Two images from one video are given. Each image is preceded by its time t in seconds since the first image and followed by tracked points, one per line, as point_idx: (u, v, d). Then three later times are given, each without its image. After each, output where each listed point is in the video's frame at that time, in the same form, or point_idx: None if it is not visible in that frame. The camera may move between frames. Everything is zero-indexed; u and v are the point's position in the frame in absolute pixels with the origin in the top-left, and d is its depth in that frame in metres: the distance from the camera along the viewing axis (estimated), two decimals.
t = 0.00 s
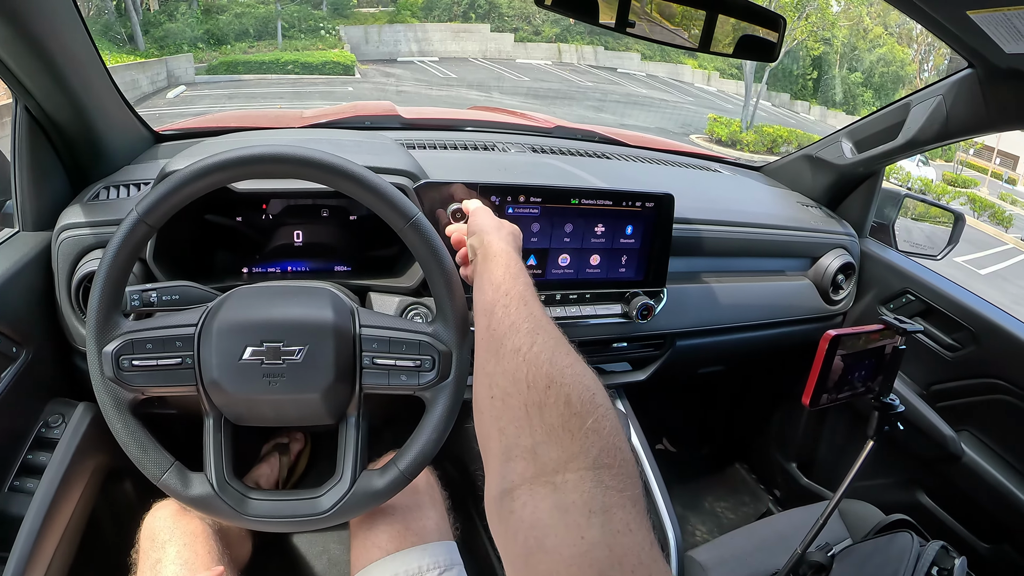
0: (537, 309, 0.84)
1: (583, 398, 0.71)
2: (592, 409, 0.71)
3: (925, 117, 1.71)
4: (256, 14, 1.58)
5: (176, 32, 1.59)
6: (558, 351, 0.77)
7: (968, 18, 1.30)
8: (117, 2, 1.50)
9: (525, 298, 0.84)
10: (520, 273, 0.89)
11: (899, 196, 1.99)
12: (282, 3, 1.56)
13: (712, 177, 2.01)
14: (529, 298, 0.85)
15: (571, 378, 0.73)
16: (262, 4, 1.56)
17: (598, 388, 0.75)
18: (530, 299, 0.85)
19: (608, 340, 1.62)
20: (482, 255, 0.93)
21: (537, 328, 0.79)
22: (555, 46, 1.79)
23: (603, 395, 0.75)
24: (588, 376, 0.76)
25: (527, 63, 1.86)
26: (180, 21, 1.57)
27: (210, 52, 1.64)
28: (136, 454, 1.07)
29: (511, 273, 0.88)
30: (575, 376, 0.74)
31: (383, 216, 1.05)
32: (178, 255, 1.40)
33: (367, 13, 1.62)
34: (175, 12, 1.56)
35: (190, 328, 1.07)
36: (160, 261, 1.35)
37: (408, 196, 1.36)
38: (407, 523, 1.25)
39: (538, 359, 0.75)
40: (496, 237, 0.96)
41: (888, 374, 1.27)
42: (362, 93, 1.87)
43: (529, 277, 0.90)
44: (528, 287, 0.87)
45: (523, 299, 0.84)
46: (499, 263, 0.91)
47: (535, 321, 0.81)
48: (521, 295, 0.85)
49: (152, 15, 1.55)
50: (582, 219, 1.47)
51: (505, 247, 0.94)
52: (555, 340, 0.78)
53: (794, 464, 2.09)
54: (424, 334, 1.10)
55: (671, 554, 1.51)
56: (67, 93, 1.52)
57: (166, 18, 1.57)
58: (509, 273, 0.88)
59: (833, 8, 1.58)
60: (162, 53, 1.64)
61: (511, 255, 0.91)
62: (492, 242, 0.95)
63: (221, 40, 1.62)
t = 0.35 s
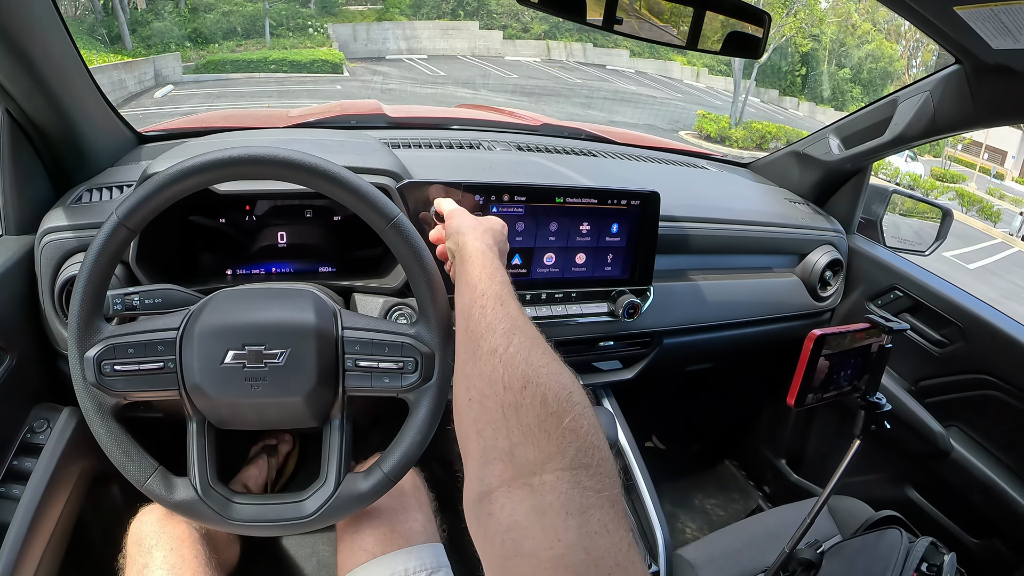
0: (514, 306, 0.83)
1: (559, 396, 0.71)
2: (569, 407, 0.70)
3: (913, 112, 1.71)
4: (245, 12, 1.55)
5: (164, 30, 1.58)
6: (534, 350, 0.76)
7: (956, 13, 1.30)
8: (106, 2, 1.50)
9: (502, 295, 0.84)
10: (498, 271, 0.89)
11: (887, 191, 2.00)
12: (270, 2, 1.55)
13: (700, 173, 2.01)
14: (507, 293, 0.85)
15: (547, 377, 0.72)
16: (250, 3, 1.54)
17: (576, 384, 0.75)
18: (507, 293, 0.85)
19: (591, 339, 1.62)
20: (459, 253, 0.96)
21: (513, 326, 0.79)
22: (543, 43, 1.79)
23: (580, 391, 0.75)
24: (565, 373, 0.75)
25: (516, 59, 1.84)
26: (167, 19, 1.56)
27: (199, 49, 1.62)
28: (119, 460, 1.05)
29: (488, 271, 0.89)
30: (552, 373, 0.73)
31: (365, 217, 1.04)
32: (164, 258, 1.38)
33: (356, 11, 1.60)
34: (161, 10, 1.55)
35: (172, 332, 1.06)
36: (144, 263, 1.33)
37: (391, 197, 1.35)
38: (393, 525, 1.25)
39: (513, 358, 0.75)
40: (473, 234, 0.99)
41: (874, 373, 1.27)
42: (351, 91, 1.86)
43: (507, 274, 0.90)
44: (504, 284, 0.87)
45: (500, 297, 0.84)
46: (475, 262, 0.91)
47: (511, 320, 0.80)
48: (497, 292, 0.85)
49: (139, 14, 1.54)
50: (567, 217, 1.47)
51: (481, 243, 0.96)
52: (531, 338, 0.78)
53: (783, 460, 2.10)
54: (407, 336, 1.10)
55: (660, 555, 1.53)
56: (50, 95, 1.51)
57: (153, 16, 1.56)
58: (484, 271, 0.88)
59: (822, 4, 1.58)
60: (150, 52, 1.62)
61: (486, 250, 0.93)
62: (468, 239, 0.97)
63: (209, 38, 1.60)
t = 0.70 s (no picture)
0: (492, 300, 0.84)
1: (534, 389, 0.70)
2: (544, 399, 0.70)
3: (911, 109, 1.71)
4: (245, 12, 1.54)
5: (165, 30, 1.57)
6: (510, 342, 0.76)
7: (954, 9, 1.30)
8: (106, 3, 1.49)
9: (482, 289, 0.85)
10: (477, 266, 0.90)
11: (887, 188, 1.99)
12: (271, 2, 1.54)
13: (699, 171, 2.01)
14: (485, 286, 0.86)
15: (522, 369, 0.72)
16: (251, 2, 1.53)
17: (554, 376, 0.74)
18: (487, 287, 0.86)
19: (589, 336, 1.62)
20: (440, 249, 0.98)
21: (490, 318, 0.79)
22: (544, 42, 1.79)
23: (558, 382, 0.74)
24: (543, 365, 0.75)
25: (516, 58, 1.83)
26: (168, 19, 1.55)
27: (200, 49, 1.62)
28: (117, 455, 1.06)
29: (468, 267, 0.90)
30: (527, 365, 0.73)
31: (360, 213, 1.04)
32: (163, 256, 1.39)
33: (356, 11, 1.60)
34: (162, 11, 1.54)
35: (170, 328, 1.07)
36: (142, 261, 1.33)
37: (389, 193, 1.36)
38: (391, 521, 1.25)
39: (489, 352, 0.75)
40: (454, 229, 1.00)
41: (870, 368, 1.28)
42: (352, 90, 1.87)
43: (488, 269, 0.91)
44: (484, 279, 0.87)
45: (479, 291, 0.85)
46: (457, 258, 0.93)
47: (489, 313, 0.80)
48: (476, 287, 0.86)
49: (139, 14, 1.53)
50: (565, 213, 1.47)
51: (459, 238, 0.97)
52: (509, 330, 0.78)
53: (783, 457, 2.10)
54: (403, 332, 1.10)
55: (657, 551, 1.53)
56: (50, 94, 1.52)
57: (154, 16, 1.55)
58: (463, 266, 0.90)
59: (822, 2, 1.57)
60: (150, 52, 1.62)
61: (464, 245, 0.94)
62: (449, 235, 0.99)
63: (209, 38, 1.60)
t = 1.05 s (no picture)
0: (503, 300, 0.85)
1: (549, 389, 0.70)
2: (560, 400, 0.69)
3: (917, 104, 1.70)
4: (249, 14, 1.55)
5: (169, 33, 1.56)
6: (524, 344, 0.76)
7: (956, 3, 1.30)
8: (110, 6, 1.49)
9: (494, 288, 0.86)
10: (487, 267, 0.91)
11: (893, 186, 1.98)
12: (275, 3, 1.54)
13: (704, 168, 2.00)
14: (496, 286, 0.87)
15: (538, 370, 0.72)
16: (255, 4, 1.54)
17: (568, 376, 0.74)
18: (499, 287, 0.87)
19: (596, 334, 1.61)
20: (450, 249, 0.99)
21: (502, 319, 0.80)
22: (548, 42, 1.78)
23: (572, 384, 0.74)
24: (557, 366, 0.75)
25: (520, 59, 1.83)
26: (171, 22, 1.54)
27: (201, 53, 1.62)
28: (122, 453, 1.06)
29: (477, 267, 0.91)
30: (542, 367, 0.73)
31: (367, 211, 1.04)
32: (168, 254, 1.39)
33: (360, 12, 1.60)
34: (166, 13, 1.53)
35: (175, 325, 1.07)
36: (148, 259, 1.33)
37: (395, 191, 1.36)
38: (398, 519, 1.25)
39: (503, 353, 0.75)
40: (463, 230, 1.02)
41: (879, 363, 1.26)
42: (356, 91, 1.84)
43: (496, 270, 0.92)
44: (494, 279, 0.89)
45: (490, 292, 0.85)
46: (466, 259, 0.94)
47: (501, 314, 0.81)
48: (486, 288, 0.87)
49: (144, 17, 1.53)
50: (571, 211, 1.46)
51: (470, 239, 0.99)
52: (522, 330, 0.78)
53: (790, 456, 2.08)
54: (409, 328, 1.10)
55: (665, 549, 1.51)
56: (55, 94, 1.52)
57: (158, 19, 1.54)
58: (472, 266, 0.91)
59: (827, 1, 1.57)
60: (155, 54, 1.62)
61: (473, 245, 0.96)
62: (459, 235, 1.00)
63: (213, 41, 1.59)
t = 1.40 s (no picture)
0: (517, 304, 0.86)
1: (568, 396, 0.73)
2: (579, 405, 0.73)
3: (929, 107, 1.68)
4: (257, 21, 1.55)
5: (177, 39, 1.57)
6: (541, 350, 0.78)
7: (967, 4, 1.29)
8: (119, 13, 1.51)
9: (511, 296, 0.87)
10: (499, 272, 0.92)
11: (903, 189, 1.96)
12: (282, 10, 1.53)
13: (714, 173, 1.99)
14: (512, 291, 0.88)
15: (555, 377, 0.75)
16: (262, 11, 1.54)
17: (586, 379, 0.77)
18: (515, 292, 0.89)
19: (608, 340, 1.60)
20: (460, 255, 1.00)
21: (518, 326, 0.82)
22: (555, 47, 1.76)
23: (592, 386, 0.77)
24: (575, 369, 0.77)
25: (526, 64, 1.83)
26: (179, 28, 1.55)
27: (210, 58, 1.63)
28: (133, 462, 1.05)
29: (489, 272, 0.92)
30: (561, 372, 0.76)
31: (380, 217, 1.03)
32: (178, 261, 1.38)
33: (367, 18, 1.58)
34: (174, 20, 1.54)
35: (187, 333, 1.06)
36: (159, 266, 1.33)
37: (406, 198, 1.35)
38: (410, 528, 1.24)
39: (521, 362, 0.78)
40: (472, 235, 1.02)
41: (897, 369, 1.25)
42: (363, 98, 1.86)
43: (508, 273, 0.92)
44: (508, 284, 0.89)
45: (504, 298, 0.87)
46: (476, 264, 0.95)
47: (517, 320, 0.83)
48: (498, 294, 0.88)
49: (152, 23, 1.54)
50: (583, 217, 1.45)
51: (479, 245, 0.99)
52: (538, 336, 0.80)
53: (802, 462, 2.06)
54: (423, 336, 1.09)
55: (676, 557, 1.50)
56: (66, 101, 1.52)
57: (166, 26, 1.55)
58: (484, 272, 0.92)
59: (833, 4, 1.56)
60: (164, 61, 1.65)
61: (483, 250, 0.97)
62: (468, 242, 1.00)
63: (222, 47, 1.60)
